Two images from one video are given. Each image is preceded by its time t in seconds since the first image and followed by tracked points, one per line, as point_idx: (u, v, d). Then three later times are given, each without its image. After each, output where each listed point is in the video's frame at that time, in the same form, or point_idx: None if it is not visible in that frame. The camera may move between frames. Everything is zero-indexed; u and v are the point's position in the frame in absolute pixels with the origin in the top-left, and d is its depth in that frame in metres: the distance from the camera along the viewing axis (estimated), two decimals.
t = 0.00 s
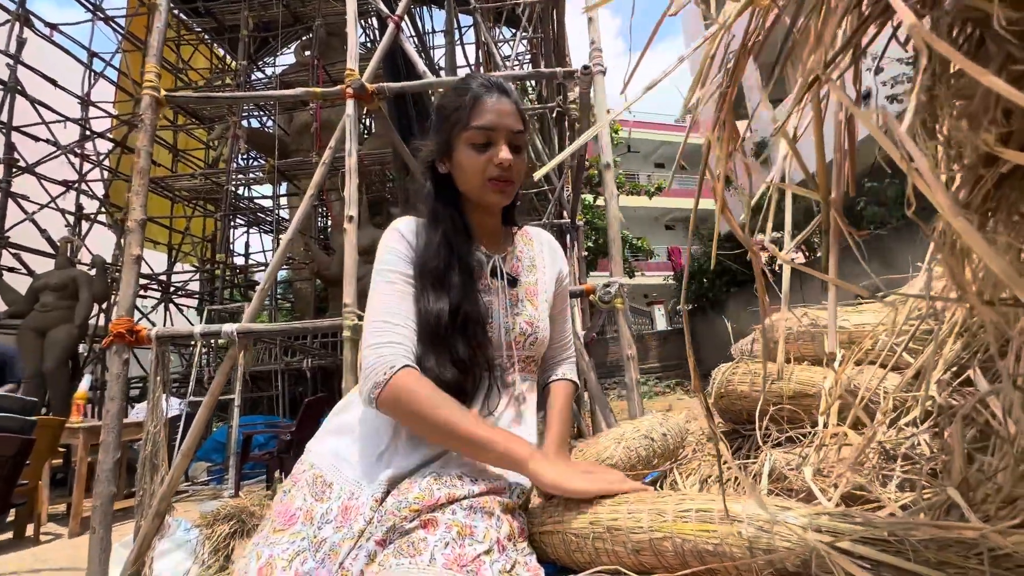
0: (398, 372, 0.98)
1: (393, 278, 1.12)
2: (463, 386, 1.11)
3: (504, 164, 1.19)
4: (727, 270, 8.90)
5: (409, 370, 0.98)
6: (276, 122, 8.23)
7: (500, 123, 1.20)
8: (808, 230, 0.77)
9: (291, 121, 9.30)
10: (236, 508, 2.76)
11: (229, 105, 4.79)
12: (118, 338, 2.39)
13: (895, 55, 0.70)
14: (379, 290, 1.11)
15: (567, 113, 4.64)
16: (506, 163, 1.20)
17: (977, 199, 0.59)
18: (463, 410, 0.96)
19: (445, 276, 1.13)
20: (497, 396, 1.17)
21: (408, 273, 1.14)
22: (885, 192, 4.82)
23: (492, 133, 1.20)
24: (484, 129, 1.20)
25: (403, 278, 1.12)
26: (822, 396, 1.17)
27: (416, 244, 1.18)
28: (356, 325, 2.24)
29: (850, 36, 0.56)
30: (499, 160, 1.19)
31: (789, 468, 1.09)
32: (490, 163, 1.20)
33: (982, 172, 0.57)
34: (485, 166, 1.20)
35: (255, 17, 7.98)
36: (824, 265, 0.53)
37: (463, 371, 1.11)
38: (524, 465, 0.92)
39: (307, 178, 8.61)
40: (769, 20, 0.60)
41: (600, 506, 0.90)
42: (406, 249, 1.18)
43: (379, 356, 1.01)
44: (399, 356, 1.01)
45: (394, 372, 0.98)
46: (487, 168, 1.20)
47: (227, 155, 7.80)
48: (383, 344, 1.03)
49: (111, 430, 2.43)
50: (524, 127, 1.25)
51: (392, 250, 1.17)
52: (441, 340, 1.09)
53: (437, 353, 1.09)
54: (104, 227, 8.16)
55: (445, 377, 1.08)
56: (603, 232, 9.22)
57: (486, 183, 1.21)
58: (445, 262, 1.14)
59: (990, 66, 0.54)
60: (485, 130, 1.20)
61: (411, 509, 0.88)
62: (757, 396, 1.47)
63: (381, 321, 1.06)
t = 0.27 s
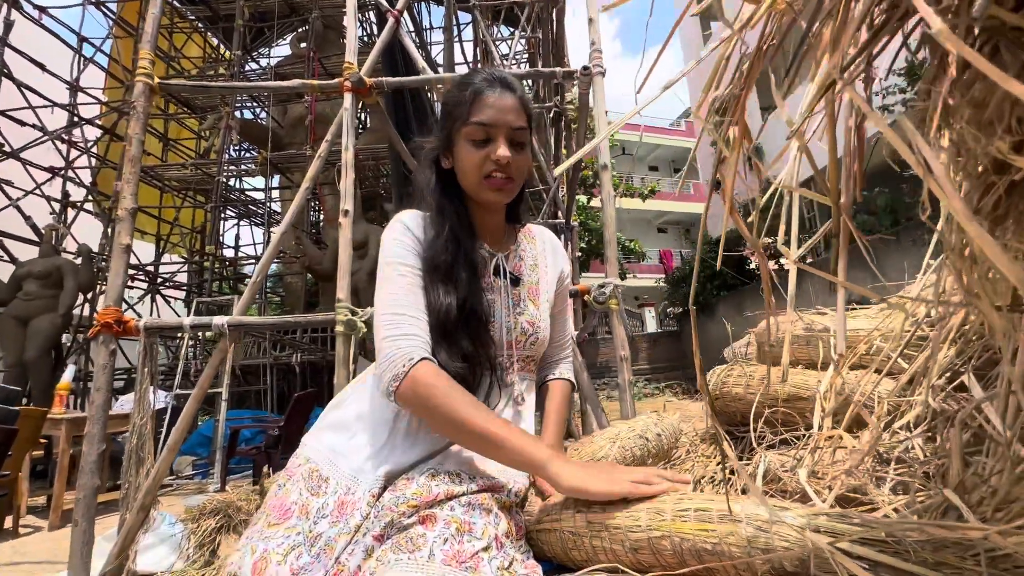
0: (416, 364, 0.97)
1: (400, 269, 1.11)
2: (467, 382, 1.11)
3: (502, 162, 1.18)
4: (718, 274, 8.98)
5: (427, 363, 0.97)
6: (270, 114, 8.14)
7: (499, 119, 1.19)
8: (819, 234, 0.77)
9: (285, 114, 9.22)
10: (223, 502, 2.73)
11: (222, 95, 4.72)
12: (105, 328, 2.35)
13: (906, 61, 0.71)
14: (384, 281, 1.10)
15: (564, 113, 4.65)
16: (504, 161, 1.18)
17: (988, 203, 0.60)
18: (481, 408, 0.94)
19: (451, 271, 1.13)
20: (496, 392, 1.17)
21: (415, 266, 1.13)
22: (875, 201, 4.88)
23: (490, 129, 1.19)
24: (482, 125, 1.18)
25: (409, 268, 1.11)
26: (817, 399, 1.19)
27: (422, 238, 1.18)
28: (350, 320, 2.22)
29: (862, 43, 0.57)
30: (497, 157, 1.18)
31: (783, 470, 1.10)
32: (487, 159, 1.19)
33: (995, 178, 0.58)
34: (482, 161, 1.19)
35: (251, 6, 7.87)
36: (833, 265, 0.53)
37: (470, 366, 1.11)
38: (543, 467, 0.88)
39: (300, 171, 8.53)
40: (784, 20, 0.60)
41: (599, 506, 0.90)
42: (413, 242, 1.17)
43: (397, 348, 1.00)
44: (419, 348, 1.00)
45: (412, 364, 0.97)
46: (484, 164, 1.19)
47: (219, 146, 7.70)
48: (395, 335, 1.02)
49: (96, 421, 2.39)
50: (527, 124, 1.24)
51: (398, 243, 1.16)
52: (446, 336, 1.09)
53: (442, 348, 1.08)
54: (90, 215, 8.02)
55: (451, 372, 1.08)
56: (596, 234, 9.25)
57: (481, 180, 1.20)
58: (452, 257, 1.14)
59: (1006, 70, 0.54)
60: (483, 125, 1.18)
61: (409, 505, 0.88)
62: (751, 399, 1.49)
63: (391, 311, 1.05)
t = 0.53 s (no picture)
0: (420, 362, 0.97)
1: (399, 268, 1.11)
2: (468, 381, 1.10)
3: (494, 160, 1.17)
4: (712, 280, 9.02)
5: (434, 361, 0.97)
6: (266, 109, 8.07)
7: (489, 117, 1.18)
8: (835, 241, 0.77)
9: (281, 109, 9.15)
10: (211, 500, 2.68)
11: (219, 88, 4.68)
12: (94, 321, 2.31)
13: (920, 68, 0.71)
14: (384, 280, 1.10)
15: (563, 116, 4.66)
16: (496, 159, 1.17)
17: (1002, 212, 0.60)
18: (487, 407, 0.93)
19: (449, 269, 1.12)
20: (496, 392, 1.16)
21: (414, 263, 1.12)
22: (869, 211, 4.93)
23: (480, 127, 1.18)
24: (473, 124, 1.18)
25: (407, 266, 1.11)
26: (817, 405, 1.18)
27: (421, 237, 1.18)
28: (345, 318, 2.19)
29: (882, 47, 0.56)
30: (489, 155, 1.17)
31: (782, 477, 1.10)
32: (480, 158, 1.18)
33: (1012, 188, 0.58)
34: (474, 160, 1.18)
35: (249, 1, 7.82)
36: (852, 271, 0.53)
37: (471, 364, 1.10)
38: (547, 470, 0.88)
39: (295, 168, 8.46)
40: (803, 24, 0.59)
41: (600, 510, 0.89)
42: (411, 240, 1.17)
43: (402, 345, 0.99)
44: (424, 345, 1.00)
45: (418, 361, 0.97)
46: (477, 164, 1.18)
47: (214, 139, 7.62)
48: (397, 333, 1.02)
49: (82, 416, 2.34)
50: (522, 121, 1.23)
51: (397, 241, 1.16)
52: (446, 334, 1.08)
53: (443, 346, 1.08)
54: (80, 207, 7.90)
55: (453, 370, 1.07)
56: (592, 237, 9.27)
57: (475, 179, 1.19)
58: (450, 254, 1.14)
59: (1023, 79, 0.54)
60: (473, 124, 1.18)
61: (409, 506, 0.86)
62: (750, 404, 1.48)
63: (391, 309, 1.05)
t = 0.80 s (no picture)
0: (421, 364, 0.95)
1: (398, 269, 1.10)
2: (468, 383, 1.08)
3: (489, 159, 1.16)
4: (707, 288, 9.06)
5: (436, 362, 0.95)
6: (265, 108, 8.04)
7: (485, 116, 1.17)
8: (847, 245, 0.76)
9: (280, 109, 9.14)
10: (200, 501, 2.64)
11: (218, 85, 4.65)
12: (86, 316, 2.27)
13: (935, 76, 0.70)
14: (383, 281, 1.09)
15: (563, 122, 4.68)
16: (492, 158, 1.16)
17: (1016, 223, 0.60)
18: (488, 411, 0.91)
19: (448, 270, 1.11)
20: (496, 395, 1.15)
21: (412, 263, 1.11)
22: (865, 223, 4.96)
23: (476, 127, 1.17)
24: (468, 124, 1.17)
25: (406, 267, 1.10)
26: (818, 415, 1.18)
27: (419, 238, 1.17)
28: (341, 318, 2.17)
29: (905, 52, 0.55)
30: (485, 155, 1.16)
31: (784, 487, 1.09)
32: (477, 158, 1.17)
33: None
34: (472, 160, 1.17)
35: None
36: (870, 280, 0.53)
37: (471, 365, 1.08)
38: (548, 475, 0.86)
39: (293, 167, 8.44)
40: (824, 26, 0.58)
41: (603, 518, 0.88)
42: (408, 241, 1.17)
43: (403, 347, 0.98)
44: (426, 346, 0.98)
45: (420, 363, 0.95)
46: (473, 164, 1.17)
47: (212, 137, 7.59)
48: (398, 334, 1.00)
49: (71, 413, 2.30)
50: (517, 121, 1.22)
51: (394, 242, 1.15)
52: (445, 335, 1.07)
53: (442, 348, 1.06)
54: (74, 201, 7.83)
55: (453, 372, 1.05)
56: (589, 243, 9.29)
57: (473, 179, 1.19)
58: (448, 254, 1.13)
59: None
60: (468, 124, 1.17)
61: (409, 511, 0.85)
62: (750, 412, 1.48)
63: (391, 311, 1.04)
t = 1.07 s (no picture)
0: (411, 357, 0.93)
1: (394, 260, 1.08)
2: (462, 378, 1.06)
3: (492, 148, 1.15)
4: (705, 297, 9.06)
5: (425, 354, 0.94)
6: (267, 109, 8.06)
7: (488, 106, 1.16)
8: (859, 234, 0.74)
9: (282, 110, 9.16)
10: (190, 500, 2.60)
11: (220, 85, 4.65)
12: (80, 310, 2.24)
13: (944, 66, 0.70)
14: (380, 271, 1.07)
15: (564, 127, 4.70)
16: (494, 148, 1.15)
17: None
18: (489, 403, 0.91)
19: (446, 261, 1.10)
20: (494, 389, 1.12)
21: (409, 254, 1.10)
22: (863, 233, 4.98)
23: (478, 116, 1.16)
24: (470, 113, 1.16)
25: (403, 258, 1.08)
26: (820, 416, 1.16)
27: (417, 229, 1.16)
28: (338, 316, 2.15)
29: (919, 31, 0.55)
30: (487, 144, 1.15)
31: (786, 488, 1.07)
32: (479, 148, 1.16)
33: None
34: (474, 150, 1.16)
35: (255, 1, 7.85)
36: (885, 260, 0.52)
37: (465, 359, 1.06)
38: (543, 456, 0.87)
39: (293, 168, 8.44)
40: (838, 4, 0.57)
41: (602, 514, 0.86)
42: (408, 231, 1.15)
43: (393, 340, 0.96)
44: (414, 339, 0.97)
45: (407, 356, 0.93)
46: (476, 154, 1.16)
47: (212, 137, 7.58)
48: (387, 328, 0.99)
49: (61, 409, 2.26)
50: (520, 112, 1.21)
51: (392, 232, 1.13)
52: (438, 327, 1.04)
53: (438, 340, 1.04)
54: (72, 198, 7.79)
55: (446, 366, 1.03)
56: (587, 250, 9.31)
57: (475, 169, 1.17)
58: (446, 245, 1.11)
59: None
60: (471, 114, 1.17)
61: (404, 503, 0.82)
62: (750, 413, 1.47)
63: (385, 303, 1.02)
